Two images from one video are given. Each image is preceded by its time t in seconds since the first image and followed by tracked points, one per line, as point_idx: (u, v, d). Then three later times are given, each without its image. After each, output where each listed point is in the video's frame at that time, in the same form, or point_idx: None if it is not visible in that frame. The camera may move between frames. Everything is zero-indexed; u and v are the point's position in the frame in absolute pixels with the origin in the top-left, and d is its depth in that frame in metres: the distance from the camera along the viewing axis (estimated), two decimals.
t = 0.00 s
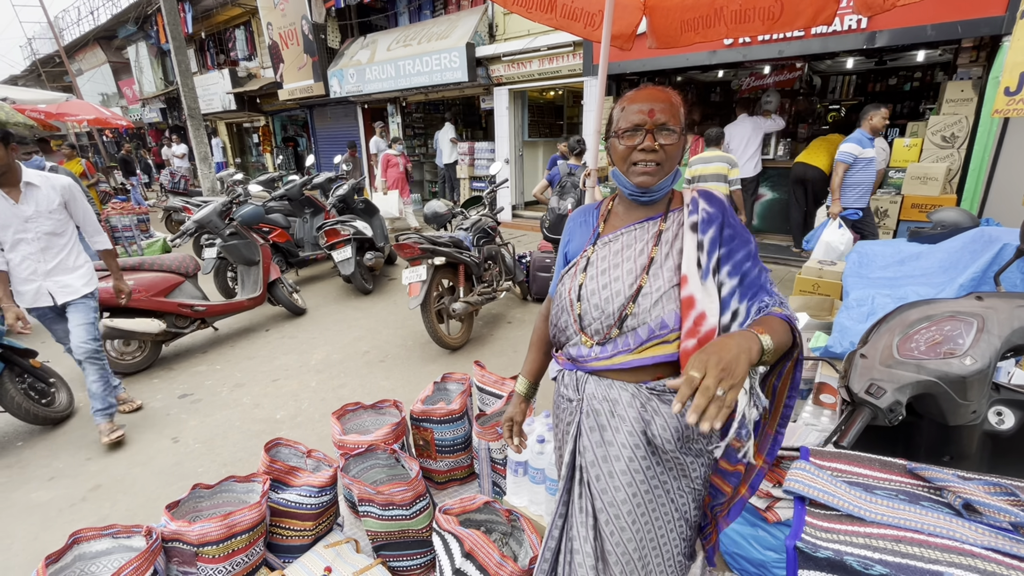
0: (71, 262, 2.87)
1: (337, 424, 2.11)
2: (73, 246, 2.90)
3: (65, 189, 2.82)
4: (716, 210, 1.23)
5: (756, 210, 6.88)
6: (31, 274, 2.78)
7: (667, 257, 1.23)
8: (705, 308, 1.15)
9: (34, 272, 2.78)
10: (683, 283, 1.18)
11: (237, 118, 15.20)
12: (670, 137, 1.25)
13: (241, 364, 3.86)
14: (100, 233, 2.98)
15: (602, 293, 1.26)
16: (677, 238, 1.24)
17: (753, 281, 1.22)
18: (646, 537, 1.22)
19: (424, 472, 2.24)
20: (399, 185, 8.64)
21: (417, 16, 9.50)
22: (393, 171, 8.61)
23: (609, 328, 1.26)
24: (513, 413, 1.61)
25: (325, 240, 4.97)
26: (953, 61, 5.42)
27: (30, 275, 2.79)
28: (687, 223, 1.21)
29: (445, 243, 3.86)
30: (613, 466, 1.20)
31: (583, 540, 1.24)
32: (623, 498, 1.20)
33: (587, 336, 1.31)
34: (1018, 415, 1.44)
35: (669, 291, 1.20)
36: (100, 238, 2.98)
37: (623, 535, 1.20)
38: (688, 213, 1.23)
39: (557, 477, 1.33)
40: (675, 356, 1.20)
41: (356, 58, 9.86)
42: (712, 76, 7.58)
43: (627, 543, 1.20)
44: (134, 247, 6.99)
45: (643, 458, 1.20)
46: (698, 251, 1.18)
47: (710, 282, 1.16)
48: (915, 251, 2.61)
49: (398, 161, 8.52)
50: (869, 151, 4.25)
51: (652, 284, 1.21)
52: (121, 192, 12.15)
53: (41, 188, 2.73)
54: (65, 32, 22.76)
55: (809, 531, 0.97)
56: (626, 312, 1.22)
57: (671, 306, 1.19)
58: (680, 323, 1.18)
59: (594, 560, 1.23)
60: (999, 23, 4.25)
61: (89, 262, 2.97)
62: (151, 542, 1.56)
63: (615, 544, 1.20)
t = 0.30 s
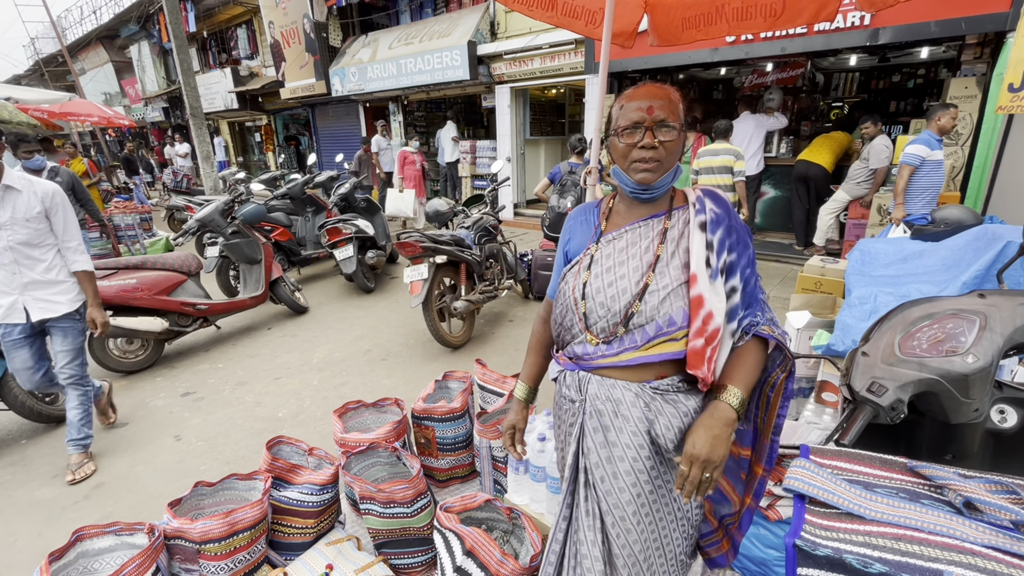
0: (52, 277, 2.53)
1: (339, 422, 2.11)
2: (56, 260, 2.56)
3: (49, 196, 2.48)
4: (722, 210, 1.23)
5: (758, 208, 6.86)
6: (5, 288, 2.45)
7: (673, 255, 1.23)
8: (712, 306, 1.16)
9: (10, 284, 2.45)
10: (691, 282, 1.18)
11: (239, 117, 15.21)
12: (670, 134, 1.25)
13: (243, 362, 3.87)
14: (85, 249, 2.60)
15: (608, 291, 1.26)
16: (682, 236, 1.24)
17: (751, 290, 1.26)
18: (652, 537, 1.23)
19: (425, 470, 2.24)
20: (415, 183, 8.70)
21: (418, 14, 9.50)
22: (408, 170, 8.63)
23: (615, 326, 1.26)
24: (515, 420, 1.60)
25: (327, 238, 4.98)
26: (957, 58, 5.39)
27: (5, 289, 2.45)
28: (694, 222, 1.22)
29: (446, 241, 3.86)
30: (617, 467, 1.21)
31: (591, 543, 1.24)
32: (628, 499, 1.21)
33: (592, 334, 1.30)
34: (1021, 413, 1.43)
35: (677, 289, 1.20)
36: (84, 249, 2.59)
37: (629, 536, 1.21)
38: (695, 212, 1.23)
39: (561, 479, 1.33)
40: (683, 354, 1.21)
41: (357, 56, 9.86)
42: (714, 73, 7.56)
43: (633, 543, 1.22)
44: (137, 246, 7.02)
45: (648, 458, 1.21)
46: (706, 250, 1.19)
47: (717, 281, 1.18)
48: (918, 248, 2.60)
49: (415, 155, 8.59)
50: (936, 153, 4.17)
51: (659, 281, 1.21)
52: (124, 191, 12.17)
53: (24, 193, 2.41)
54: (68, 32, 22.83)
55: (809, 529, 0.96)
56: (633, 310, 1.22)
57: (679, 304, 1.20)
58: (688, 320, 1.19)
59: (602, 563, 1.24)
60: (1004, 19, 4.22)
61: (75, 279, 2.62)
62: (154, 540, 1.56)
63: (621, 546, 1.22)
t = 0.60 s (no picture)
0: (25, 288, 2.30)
1: (339, 420, 2.11)
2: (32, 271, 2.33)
3: (22, 199, 2.28)
4: (724, 210, 1.24)
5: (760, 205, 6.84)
6: None
7: (674, 254, 1.23)
8: (713, 307, 1.17)
9: None
10: (694, 282, 1.18)
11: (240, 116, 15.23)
12: (668, 130, 1.25)
13: (245, 361, 3.88)
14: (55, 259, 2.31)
15: (608, 289, 1.25)
16: (684, 234, 1.24)
17: (750, 290, 1.26)
18: (652, 536, 1.23)
19: (425, 467, 2.25)
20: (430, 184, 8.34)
21: (419, 12, 9.49)
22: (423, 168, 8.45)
23: (615, 325, 1.25)
24: (519, 419, 1.60)
25: (328, 237, 4.99)
26: (960, 54, 5.36)
27: None
28: (696, 221, 1.22)
29: (447, 240, 3.85)
30: (616, 465, 1.21)
31: (590, 541, 1.25)
32: (628, 498, 1.21)
33: (592, 333, 1.30)
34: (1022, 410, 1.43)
35: (679, 288, 1.20)
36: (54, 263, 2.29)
37: (628, 534, 1.22)
38: (698, 211, 1.23)
39: (560, 478, 1.33)
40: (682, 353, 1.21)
41: (358, 55, 9.85)
42: (716, 71, 7.53)
43: (633, 541, 1.22)
44: (140, 245, 7.04)
45: (647, 457, 1.20)
46: (708, 250, 1.19)
47: (720, 281, 1.18)
48: (920, 245, 2.58)
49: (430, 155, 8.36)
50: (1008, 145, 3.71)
51: (660, 280, 1.21)
52: (126, 190, 12.20)
53: None
54: (71, 31, 22.91)
55: (806, 526, 0.96)
56: (633, 309, 1.22)
57: (681, 303, 1.20)
58: (690, 320, 1.20)
59: (601, 561, 1.24)
60: (1008, 14, 4.20)
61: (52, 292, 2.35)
62: (155, 537, 1.57)
63: (620, 544, 1.22)
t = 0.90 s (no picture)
0: None
1: (338, 416, 2.12)
2: None
3: None
4: (725, 205, 1.23)
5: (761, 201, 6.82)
6: None
7: (674, 249, 1.22)
8: (713, 303, 1.17)
9: None
10: (694, 278, 1.18)
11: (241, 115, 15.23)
12: (661, 122, 1.24)
13: (246, 359, 3.88)
14: None
15: (607, 285, 1.24)
16: (685, 230, 1.24)
17: (751, 286, 1.26)
18: (648, 533, 1.23)
19: (425, 464, 2.25)
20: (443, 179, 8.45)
21: (418, 9, 9.47)
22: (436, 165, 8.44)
23: (613, 321, 1.25)
24: (518, 412, 1.60)
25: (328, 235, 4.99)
26: (962, 48, 5.33)
27: None
28: (697, 215, 1.21)
29: (447, 237, 3.85)
30: (612, 462, 1.21)
31: (585, 537, 1.25)
32: (624, 495, 1.21)
33: (591, 329, 1.29)
34: (1022, 405, 1.42)
35: (678, 284, 1.19)
36: (16, 282, 2.12)
37: (624, 531, 1.22)
38: (698, 206, 1.22)
39: (556, 474, 1.33)
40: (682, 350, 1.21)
41: (358, 52, 9.84)
42: (717, 66, 7.51)
43: (629, 538, 1.22)
44: (140, 244, 7.06)
45: (643, 454, 1.20)
46: (710, 246, 1.18)
47: (720, 277, 1.17)
48: (922, 240, 2.57)
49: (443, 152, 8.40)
50: None
51: (659, 276, 1.20)
52: (127, 189, 12.22)
53: None
54: (70, 29, 22.93)
55: (801, 519, 0.96)
56: (632, 305, 1.22)
57: (680, 299, 1.19)
58: (689, 316, 1.19)
59: (597, 557, 1.25)
60: (1011, 8, 4.17)
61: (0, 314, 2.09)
62: (154, 534, 1.57)
63: (616, 540, 1.22)
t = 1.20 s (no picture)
0: None
1: (341, 416, 2.13)
2: None
3: None
4: (729, 205, 1.24)
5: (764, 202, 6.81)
6: None
7: (678, 249, 1.23)
8: (717, 302, 1.18)
9: None
10: (697, 278, 1.19)
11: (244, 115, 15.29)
12: (653, 122, 1.25)
13: (249, 358, 3.91)
14: None
15: (611, 285, 1.25)
16: (688, 230, 1.24)
17: (756, 286, 1.27)
18: (651, 532, 1.24)
19: (427, 463, 2.26)
20: (457, 181, 7.96)
21: (421, 10, 9.49)
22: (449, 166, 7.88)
23: (617, 321, 1.26)
24: (520, 414, 1.61)
25: (331, 235, 5.01)
26: (966, 47, 5.31)
27: None
28: (701, 216, 1.22)
29: (448, 237, 3.87)
30: (615, 462, 1.22)
31: (588, 537, 1.26)
32: (626, 494, 1.22)
33: (594, 329, 1.31)
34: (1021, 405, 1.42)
35: (682, 284, 1.20)
36: None
37: (626, 531, 1.23)
38: (702, 206, 1.23)
39: (559, 473, 1.34)
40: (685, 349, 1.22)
41: (361, 53, 9.87)
42: (719, 67, 7.50)
43: (631, 537, 1.23)
44: (145, 243, 7.10)
45: (646, 454, 1.21)
46: (714, 245, 1.20)
47: (723, 277, 1.18)
48: (924, 241, 2.56)
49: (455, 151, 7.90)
50: None
51: (663, 275, 1.21)
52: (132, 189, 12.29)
53: None
54: (75, 30, 23.08)
55: (796, 518, 0.97)
56: (635, 305, 1.23)
57: (683, 299, 1.20)
58: (692, 316, 1.20)
59: (599, 557, 1.25)
60: (1014, 8, 4.15)
61: None
62: (159, 531, 1.59)
63: (618, 540, 1.23)
